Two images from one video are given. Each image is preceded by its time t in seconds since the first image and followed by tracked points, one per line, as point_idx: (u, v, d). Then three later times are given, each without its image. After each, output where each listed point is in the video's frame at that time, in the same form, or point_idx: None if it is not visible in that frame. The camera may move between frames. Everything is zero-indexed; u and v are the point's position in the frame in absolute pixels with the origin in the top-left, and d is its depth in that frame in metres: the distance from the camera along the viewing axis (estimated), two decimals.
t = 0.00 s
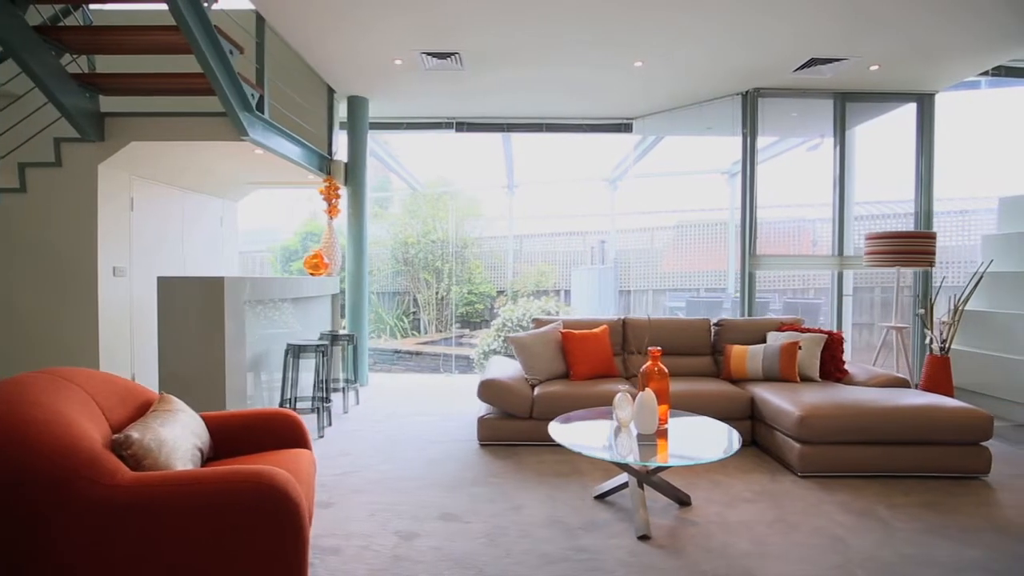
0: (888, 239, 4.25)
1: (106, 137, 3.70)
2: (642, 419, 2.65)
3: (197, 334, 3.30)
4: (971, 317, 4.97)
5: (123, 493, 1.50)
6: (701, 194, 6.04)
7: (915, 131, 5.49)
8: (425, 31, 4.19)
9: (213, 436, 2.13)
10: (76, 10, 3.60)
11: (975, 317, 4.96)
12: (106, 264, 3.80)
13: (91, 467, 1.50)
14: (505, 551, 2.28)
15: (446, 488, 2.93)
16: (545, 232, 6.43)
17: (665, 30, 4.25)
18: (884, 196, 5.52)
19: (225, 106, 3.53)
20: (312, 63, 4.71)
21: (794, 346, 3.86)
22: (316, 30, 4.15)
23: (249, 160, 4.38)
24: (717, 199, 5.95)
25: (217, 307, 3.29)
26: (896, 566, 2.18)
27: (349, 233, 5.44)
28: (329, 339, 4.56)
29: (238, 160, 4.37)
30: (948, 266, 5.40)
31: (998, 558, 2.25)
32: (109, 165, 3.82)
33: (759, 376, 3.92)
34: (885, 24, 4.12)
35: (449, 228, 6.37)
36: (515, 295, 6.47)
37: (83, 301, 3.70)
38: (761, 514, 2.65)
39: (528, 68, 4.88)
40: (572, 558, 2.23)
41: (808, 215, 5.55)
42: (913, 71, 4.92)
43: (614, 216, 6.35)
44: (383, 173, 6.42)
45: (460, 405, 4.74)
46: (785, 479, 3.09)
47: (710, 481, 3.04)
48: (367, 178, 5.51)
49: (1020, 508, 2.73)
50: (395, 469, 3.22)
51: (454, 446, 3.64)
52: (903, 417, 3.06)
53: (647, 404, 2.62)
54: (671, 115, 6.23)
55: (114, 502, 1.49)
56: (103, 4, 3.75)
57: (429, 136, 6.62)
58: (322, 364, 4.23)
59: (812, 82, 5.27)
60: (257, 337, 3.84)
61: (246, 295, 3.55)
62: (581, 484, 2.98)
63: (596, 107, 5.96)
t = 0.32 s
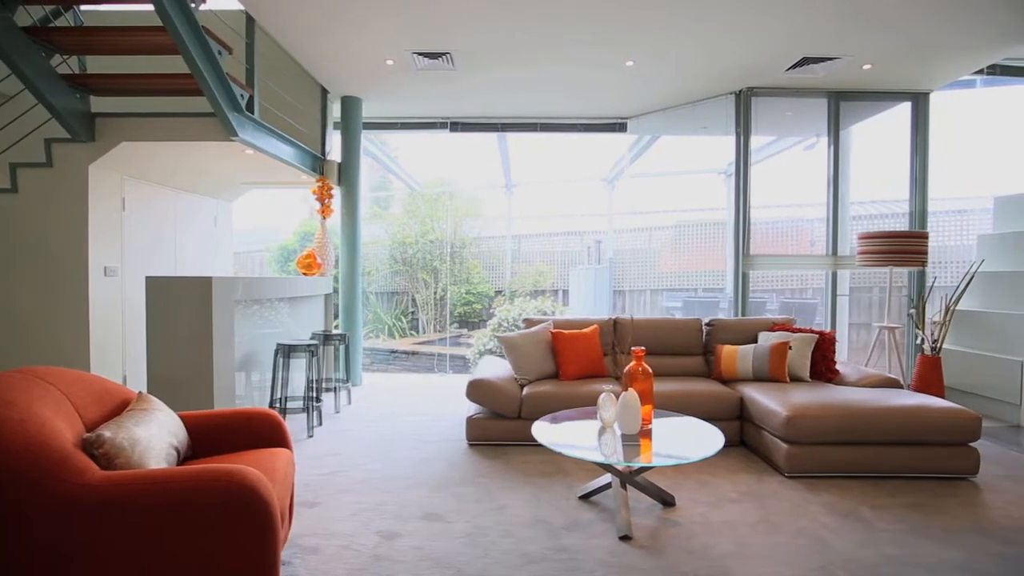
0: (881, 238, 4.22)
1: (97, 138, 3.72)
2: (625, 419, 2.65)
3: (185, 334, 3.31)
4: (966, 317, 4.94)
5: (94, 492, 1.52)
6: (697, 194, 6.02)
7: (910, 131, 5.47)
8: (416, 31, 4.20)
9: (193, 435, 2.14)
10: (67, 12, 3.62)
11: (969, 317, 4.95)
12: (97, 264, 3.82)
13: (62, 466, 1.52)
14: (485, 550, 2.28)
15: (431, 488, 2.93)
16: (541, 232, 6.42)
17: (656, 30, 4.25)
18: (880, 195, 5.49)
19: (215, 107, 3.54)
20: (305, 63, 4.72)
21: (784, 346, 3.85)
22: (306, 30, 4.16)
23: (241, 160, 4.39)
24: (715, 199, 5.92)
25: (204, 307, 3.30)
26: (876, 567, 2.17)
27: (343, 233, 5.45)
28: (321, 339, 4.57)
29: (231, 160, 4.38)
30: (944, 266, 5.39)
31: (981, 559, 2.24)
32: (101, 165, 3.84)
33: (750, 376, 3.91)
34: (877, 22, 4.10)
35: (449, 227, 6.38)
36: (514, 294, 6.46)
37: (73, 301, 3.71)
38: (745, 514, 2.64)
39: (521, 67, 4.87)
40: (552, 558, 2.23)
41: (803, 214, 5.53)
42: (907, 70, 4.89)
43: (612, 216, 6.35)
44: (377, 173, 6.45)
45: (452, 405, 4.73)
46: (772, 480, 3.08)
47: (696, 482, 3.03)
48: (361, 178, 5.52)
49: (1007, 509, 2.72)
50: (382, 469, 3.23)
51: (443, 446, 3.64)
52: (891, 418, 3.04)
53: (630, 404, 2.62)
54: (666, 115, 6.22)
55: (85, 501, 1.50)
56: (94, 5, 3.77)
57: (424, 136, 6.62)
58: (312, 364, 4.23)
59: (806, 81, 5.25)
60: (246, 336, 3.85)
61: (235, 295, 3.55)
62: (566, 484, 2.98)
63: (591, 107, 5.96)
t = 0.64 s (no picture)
0: (872, 238, 4.21)
1: (88, 139, 3.73)
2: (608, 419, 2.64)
3: (173, 334, 3.32)
4: (961, 317, 4.93)
5: (64, 491, 1.53)
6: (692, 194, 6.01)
7: (904, 130, 5.46)
8: (406, 31, 4.19)
9: (172, 434, 2.15)
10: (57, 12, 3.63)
11: (963, 317, 4.93)
12: (88, 264, 3.84)
13: (32, 465, 1.54)
14: (466, 550, 2.28)
15: (416, 488, 2.93)
16: (537, 232, 6.41)
17: (646, 29, 4.24)
18: (874, 195, 5.48)
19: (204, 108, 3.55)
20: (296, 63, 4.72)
21: (774, 346, 3.84)
22: (296, 31, 4.16)
23: (232, 160, 4.40)
24: (712, 198, 5.83)
25: (192, 306, 3.31)
26: (857, 568, 2.16)
27: (336, 233, 5.45)
28: (314, 339, 4.58)
29: (222, 160, 4.38)
30: (938, 266, 5.37)
31: (962, 560, 2.23)
32: (92, 166, 3.85)
33: (739, 377, 3.90)
34: (869, 21, 4.08)
35: (451, 225, 6.39)
36: (511, 294, 6.45)
37: (63, 301, 3.73)
38: (728, 515, 2.63)
39: (513, 67, 4.87)
40: (531, 557, 2.23)
41: (796, 214, 5.52)
42: (900, 69, 4.88)
43: (609, 216, 6.34)
44: (373, 173, 6.45)
45: (444, 405, 4.73)
46: (758, 480, 3.07)
47: (682, 482, 3.02)
48: (354, 178, 5.53)
49: (993, 510, 2.71)
50: (369, 468, 3.23)
51: (431, 446, 3.64)
52: (878, 418, 3.03)
53: (612, 404, 2.61)
54: (661, 114, 6.21)
55: (55, 499, 1.52)
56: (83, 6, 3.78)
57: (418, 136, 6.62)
58: (301, 364, 4.23)
59: (799, 81, 5.24)
60: (236, 336, 3.86)
61: (224, 295, 3.56)
62: (552, 484, 2.98)
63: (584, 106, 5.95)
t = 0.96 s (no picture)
0: (862, 238, 4.19)
1: (77, 139, 3.74)
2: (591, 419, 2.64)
3: (160, 334, 3.33)
4: (956, 316, 4.92)
5: (34, 489, 1.54)
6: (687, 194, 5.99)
7: (897, 130, 5.45)
8: (396, 31, 4.19)
9: (150, 434, 2.14)
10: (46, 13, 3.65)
11: (957, 317, 4.92)
12: (78, 264, 3.85)
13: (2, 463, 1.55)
14: (445, 550, 2.28)
15: (400, 488, 2.93)
16: (532, 232, 6.41)
17: (637, 29, 4.24)
18: (868, 195, 5.46)
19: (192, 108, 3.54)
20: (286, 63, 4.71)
21: (763, 346, 3.83)
22: (285, 31, 4.15)
23: (222, 160, 4.41)
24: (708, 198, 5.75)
25: (179, 306, 3.31)
26: (836, 568, 2.16)
27: (329, 233, 5.46)
28: (306, 339, 4.58)
29: (213, 160, 4.38)
30: (932, 265, 5.31)
31: (943, 560, 2.22)
32: (82, 166, 3.86)
33: (728, 377, 3.89)
34: (859, 21, 4.08)
35: (446, 226, 6.36)
36: (508, 295, 6.44)
37: (52, 301, 3.74)
38: (711, 515, 2.63)
39: (504, 66, 4.85)
40: (511, 557, 2.23)
41: (790, 214, 5.51)
42: (891, 69, 4.87)
43: (606, 216, 6.35)
44: (368, 173, 6.47)
45: (435, 405, 4.72)
46: (744, 481, 3.06)
47: (667, 482, 3.02)
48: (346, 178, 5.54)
49: (977, 510, 2.70)
50: (355, 468, 3.23)
51: (420, 445, 3.64)
52: (864, 418, 3.03)
53: (595, 404, 2.61)
54: (655, 114, 6.20)
55: (25, 497, 1.53)
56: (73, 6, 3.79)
57: (411, 135, 6.61)
58: (291, 364, 4.22)
59: (791, 80, 5.22)
60: (226, 335, 3.86)
61: (212, 294, 3.56)
62: (536, 484, 2.98)
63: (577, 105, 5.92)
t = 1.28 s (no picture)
0: (852, 237, 4.18)
1: (65, 139, 3.74)
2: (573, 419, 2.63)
3: (146, 335, 3.33)
4: (948, 316, 4.91)
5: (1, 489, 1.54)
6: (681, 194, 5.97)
7: (890, 130, 5.45)
8: (385, 31, 4.19)
9: (127, 434, 2.15)
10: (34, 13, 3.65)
11: (949, 318, 4.91)
12: (67, 264, 3.86)
13: None
14: (425, 550, 2.28)
15: (385, 488, 2.93)
16: (527, 232, 6.41)
17: (624, 28, 4.23)
18: (860, 195, 5.46)
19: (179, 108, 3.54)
20: (276, 63, 4.71)
21: (751, 346, 3.83)
22: (274, 30, 4.15)
23: (212, 160, 4.41)
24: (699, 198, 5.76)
25: (165, 306, 3.32)
26: (815, 569, 2.15)
27: (321, 233, 5.45)
28: (296, 338, 4.58)
29: (204, 160, 4.39)
30: (921, 266, 5.33)
31: (922, 561, 2.22)
32: (71, 166, 3.87)
33: (717, 377, 3.89)
34: (848, 21, 4.08)
35: (441, 226, 6.37)
36: (503, 295, 6.43)
37: (39, 300, 3.74)
38: (694, 515, 2.62)
39: (494, 66, 4.84)
40: (490, 557, 2.22)
41: (783, 214, 5.51)
42: (882, 68, 4.87)
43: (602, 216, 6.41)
44: (362, 173, 6.48)
45: (426, 405, 4.71)
46: (729, 481, 3.06)
47: (652, 482, 3.02)
48: (339, 178, 5.54)
49: (962, 510, 2.70)
50: (341, 468, 3.23)
51: (407, 445, 3.64)
52: (851, 418, 3.02)
53: (576, 404, 2.60)
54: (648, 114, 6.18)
55: None
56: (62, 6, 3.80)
57: (403, 135, 6.60)
58: (279, 364, 4.21)
59: (782, 79, 5.21)
60: (214, 335, 3.86)
61: (199, 294, 3.56)
62: (521, 484, 2.97)
63: (569, 105, 5.90)
